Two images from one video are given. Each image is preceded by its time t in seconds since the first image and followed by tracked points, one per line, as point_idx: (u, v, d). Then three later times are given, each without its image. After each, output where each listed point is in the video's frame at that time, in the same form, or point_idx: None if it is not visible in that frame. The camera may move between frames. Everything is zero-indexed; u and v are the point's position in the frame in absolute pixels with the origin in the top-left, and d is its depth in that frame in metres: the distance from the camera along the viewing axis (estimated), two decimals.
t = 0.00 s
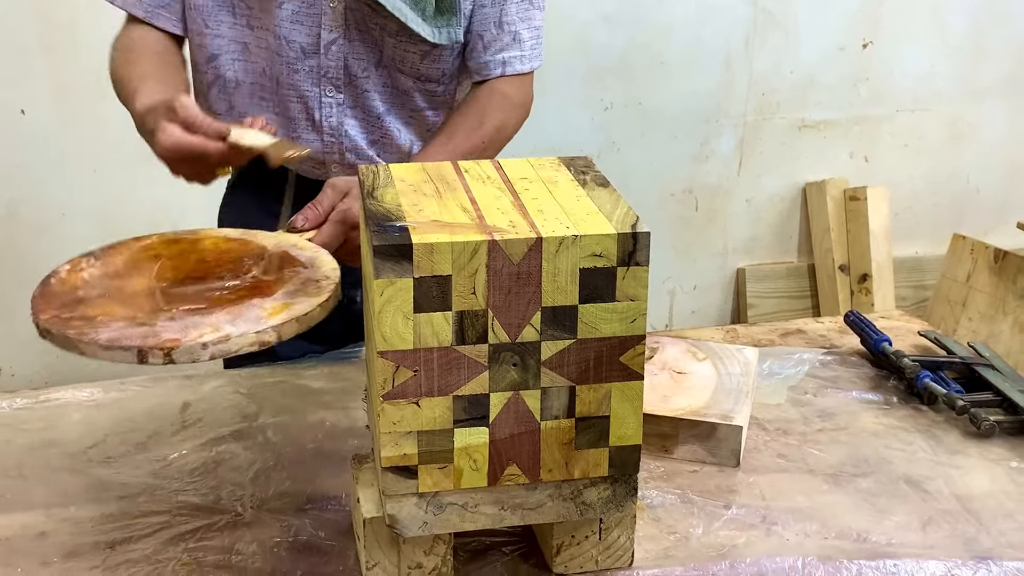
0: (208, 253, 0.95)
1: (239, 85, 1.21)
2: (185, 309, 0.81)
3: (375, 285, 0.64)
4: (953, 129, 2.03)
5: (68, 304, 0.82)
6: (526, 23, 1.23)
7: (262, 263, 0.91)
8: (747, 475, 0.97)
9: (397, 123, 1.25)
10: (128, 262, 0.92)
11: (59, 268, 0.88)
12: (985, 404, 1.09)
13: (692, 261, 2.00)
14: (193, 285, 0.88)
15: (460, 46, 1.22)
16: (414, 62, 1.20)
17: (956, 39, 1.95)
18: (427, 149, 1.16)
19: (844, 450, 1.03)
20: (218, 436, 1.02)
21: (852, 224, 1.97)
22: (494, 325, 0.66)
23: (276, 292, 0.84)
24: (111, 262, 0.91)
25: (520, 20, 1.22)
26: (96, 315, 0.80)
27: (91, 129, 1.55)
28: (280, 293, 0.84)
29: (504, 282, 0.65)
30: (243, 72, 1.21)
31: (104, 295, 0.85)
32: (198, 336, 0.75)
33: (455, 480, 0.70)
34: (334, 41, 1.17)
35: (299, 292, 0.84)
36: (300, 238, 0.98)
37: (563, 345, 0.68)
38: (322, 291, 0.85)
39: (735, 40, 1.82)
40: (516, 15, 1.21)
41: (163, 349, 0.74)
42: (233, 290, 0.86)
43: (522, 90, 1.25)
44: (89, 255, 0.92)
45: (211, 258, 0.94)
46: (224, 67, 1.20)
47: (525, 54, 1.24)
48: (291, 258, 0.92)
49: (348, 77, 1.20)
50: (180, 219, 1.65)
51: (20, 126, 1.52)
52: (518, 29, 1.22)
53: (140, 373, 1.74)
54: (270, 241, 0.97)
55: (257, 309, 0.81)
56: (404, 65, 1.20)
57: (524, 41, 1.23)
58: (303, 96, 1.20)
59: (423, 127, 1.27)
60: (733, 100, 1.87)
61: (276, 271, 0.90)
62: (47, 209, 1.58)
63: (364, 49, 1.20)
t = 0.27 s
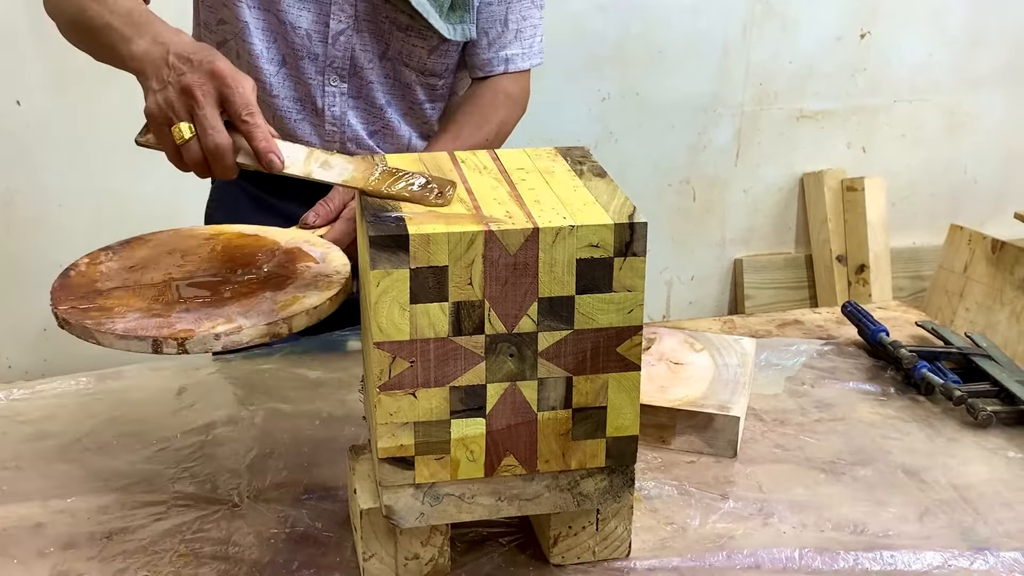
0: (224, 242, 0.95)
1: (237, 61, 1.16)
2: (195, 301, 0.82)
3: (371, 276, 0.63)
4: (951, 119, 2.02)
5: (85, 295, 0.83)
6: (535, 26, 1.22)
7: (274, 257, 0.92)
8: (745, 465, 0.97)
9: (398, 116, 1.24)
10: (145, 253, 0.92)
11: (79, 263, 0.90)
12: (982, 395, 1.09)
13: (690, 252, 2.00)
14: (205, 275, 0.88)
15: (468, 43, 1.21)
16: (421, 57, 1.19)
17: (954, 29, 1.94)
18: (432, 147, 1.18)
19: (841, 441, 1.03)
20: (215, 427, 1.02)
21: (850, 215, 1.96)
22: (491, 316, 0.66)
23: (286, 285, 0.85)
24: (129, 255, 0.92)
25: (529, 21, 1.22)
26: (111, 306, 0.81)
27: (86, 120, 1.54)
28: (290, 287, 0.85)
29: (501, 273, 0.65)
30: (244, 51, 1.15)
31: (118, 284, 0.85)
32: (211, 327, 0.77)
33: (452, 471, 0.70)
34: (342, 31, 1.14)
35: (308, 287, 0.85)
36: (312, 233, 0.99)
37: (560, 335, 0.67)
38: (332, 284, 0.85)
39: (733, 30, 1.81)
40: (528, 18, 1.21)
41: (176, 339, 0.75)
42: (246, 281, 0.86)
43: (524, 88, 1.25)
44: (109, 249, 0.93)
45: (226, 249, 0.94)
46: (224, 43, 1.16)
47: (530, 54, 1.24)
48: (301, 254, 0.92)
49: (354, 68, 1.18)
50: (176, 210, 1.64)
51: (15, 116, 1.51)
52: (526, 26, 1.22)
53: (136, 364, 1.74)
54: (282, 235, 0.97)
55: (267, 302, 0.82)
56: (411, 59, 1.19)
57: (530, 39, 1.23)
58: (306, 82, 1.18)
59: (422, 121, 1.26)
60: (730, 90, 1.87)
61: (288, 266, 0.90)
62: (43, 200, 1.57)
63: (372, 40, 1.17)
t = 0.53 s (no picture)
0: (293, 238, 1.09)
1: (278, 59, 1.18)
2: (265, 293, 0.97)
3: (370, 272, 0.63)
4: (950, 116, 2.02)
5: (172, 281, 1.00)
6: (585, 20, 1.25)
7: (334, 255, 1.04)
8: (743, 462, 0.98)
9: (437, 113, 1.26)
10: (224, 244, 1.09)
11: (170, 250, 1.07)
12: (981, 392, 1.09)
13: (689, 249, 2.00)
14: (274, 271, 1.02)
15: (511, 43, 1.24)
16: (461, 55, 1.20)
17: (953, 26, 1.94)
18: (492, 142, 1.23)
19: (839, 438, 1.03)
20: (214, 423, 1.02)
21: (849, 212, 1.96)
22: (490, 312, 0.66)
23: (340, 281, 0.98)
24: (213, 245, 1.08)
25: (580, 19, 1.25)
26: (190, 294, 0.97)
27: (85, 117, 1.54)
28: (345, 282, 0.98)
29: (500, 269, 0.65)
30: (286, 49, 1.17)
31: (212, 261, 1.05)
32: (268, 321, 0.91)
33: (451, 468, 0.70)
34: (383, 28, 1.16)
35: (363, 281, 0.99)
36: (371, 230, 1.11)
37: (559, 331, 0.67)
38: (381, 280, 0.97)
39: (732, 26, 1.81)
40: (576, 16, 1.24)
41: (238, 331, 0.89)
42: (306, 279, 1.00)
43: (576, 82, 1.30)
44: (200, 238, 1.10)
45: (292, 249, 1.07)
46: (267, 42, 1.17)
47: (581, 49, 1.27)
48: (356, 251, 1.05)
49: (394, 65, 1.20)
50: (174, 206, 1.64)
51: (14, 113, 1.51)
52: (577, 26, 1.25)
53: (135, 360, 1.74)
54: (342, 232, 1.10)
55: (324, 295, 0.96)
56: (451, 58, 1.20)
57: (580, 38, 1.27)
58: (347, 79, 1.19)
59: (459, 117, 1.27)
60: (729, 87, 1.86)
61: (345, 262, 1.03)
62: (42, 197, 1.57)
63: (413, 39, 1.19)
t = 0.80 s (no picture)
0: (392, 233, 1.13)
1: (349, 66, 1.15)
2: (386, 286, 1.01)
3: (372, 275, 0.64)
4: (950, 120, 2.02)
5: (292, 281, 1.02)
6: (652, 23, 1.23)
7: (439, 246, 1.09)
8: (743, 465, 0.98)
9: (504, 117, 1.22)
10: (331, 243, 1.12)
11: (280, 253, 1.09)
12: (982, 395, 1.09)
13: (690, 252, 2.00)
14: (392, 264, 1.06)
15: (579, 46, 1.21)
16: (529, 58, 1.16)
17: (953, 29, 1.94)
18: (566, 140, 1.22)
19: (840, 441, 1.03)
20: (216, 425, 1.02)
21: (850, 215, 1.96)
22: (491, 315, 0.66)
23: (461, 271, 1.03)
24: (319, 245, 1.11)
25: (649, 21, 1.23)
26: (315, 292, 1.00)
27: (87, 120, 1.55)
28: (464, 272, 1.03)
29: (501, 272, 0.65)
30: (356, 54, 1.14)
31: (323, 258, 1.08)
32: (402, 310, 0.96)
33: (452, 470, 0.70)
34: (454, 32, 1.13)
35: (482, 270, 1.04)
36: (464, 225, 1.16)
37: (560, 334, 0.68)
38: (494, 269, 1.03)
39: (733, 30, 1.81)
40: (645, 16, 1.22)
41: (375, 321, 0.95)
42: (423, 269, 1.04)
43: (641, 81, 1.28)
44: (302, 241, 1.13)
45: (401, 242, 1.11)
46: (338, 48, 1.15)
47: (648, 50, 1.25)
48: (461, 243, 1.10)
49: (462, 69, 1.16)
50: (176, 209, 1.65)
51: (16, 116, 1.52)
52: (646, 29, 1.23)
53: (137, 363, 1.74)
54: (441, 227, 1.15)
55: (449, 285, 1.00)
56: (519, 61, 1.17)
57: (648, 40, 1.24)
58: (415, 83, 1.16)
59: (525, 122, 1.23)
60: (729, 90, 1.87)
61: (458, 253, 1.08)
62: (44, 200, 1.58)
63: (482, 42, 1.15)
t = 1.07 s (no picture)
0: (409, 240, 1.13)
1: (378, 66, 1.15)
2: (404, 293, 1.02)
3: (373, 280, 0.64)
4: (952, 123, 2.02)
5: (314, 286, 1.04)
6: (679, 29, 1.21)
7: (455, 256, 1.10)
8: (744, 469, 0.98)
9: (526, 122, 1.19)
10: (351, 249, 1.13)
11: (302, 258, 1.11)
12: (984, 400, 1.09)
13: (691, 256, 2.00)
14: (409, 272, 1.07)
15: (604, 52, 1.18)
16: (551, 63, 1.14)
17: (955, 32, 1.94)
18: (590, 146, 1.20)
19: (841, 445, 1.03)
20: (216, 429, 1.02)
21: (851, 218, 1.96)
22: (492, 319, 0.66)
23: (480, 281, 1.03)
24: (339, 251, 1.13)
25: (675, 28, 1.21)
26: (337, 295, 1.01)
27: (89, 123, 1.55)
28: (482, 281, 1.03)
29: (502, 277, 0.65)
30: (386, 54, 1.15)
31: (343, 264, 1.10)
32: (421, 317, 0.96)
33: (453, 475, 0.70)
34: (477, 35, 1.11)
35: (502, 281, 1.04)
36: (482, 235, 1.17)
37: (561, 339, 0.68)
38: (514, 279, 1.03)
39: (734, 33, 1.81)
40: (672, 26, 1.20)
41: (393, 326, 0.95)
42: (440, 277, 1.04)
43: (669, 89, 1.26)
44: (325, 245, 1.15)
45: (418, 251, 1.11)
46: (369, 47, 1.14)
47: (669, 59, 1.24)
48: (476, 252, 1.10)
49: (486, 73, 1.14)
50: (178, 213, 1.65)
51: (17, 119, 1.52)
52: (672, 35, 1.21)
53: (138, 367, 1.74)
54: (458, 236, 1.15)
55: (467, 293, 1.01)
56: (541, 65, 1.14)
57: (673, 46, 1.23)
58: (439, 85, 1.14)
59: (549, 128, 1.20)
60: (731, 94, 1.87)
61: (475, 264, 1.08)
62: (46, 203, 1.58)
63: (505, 46, 1.13)
